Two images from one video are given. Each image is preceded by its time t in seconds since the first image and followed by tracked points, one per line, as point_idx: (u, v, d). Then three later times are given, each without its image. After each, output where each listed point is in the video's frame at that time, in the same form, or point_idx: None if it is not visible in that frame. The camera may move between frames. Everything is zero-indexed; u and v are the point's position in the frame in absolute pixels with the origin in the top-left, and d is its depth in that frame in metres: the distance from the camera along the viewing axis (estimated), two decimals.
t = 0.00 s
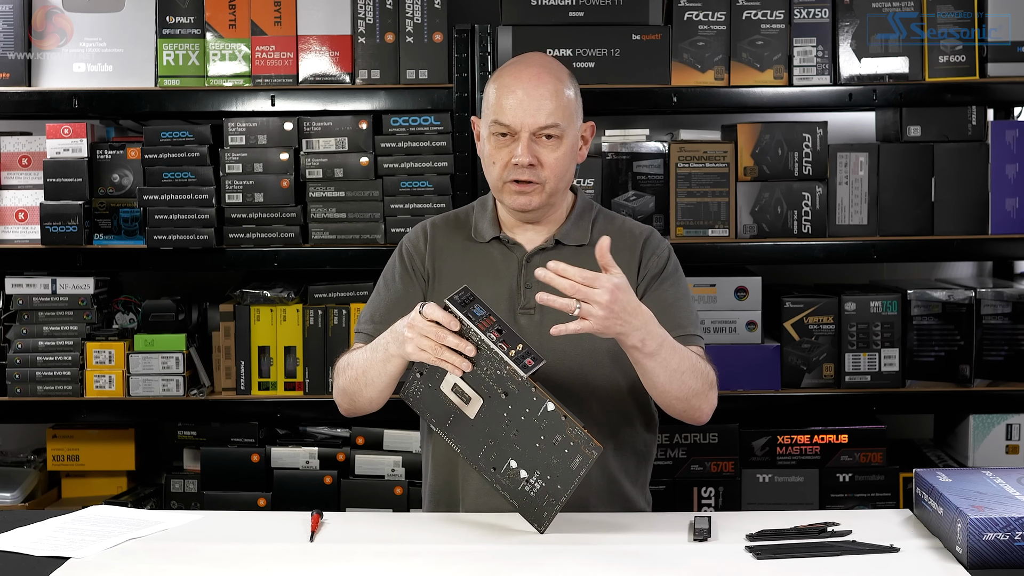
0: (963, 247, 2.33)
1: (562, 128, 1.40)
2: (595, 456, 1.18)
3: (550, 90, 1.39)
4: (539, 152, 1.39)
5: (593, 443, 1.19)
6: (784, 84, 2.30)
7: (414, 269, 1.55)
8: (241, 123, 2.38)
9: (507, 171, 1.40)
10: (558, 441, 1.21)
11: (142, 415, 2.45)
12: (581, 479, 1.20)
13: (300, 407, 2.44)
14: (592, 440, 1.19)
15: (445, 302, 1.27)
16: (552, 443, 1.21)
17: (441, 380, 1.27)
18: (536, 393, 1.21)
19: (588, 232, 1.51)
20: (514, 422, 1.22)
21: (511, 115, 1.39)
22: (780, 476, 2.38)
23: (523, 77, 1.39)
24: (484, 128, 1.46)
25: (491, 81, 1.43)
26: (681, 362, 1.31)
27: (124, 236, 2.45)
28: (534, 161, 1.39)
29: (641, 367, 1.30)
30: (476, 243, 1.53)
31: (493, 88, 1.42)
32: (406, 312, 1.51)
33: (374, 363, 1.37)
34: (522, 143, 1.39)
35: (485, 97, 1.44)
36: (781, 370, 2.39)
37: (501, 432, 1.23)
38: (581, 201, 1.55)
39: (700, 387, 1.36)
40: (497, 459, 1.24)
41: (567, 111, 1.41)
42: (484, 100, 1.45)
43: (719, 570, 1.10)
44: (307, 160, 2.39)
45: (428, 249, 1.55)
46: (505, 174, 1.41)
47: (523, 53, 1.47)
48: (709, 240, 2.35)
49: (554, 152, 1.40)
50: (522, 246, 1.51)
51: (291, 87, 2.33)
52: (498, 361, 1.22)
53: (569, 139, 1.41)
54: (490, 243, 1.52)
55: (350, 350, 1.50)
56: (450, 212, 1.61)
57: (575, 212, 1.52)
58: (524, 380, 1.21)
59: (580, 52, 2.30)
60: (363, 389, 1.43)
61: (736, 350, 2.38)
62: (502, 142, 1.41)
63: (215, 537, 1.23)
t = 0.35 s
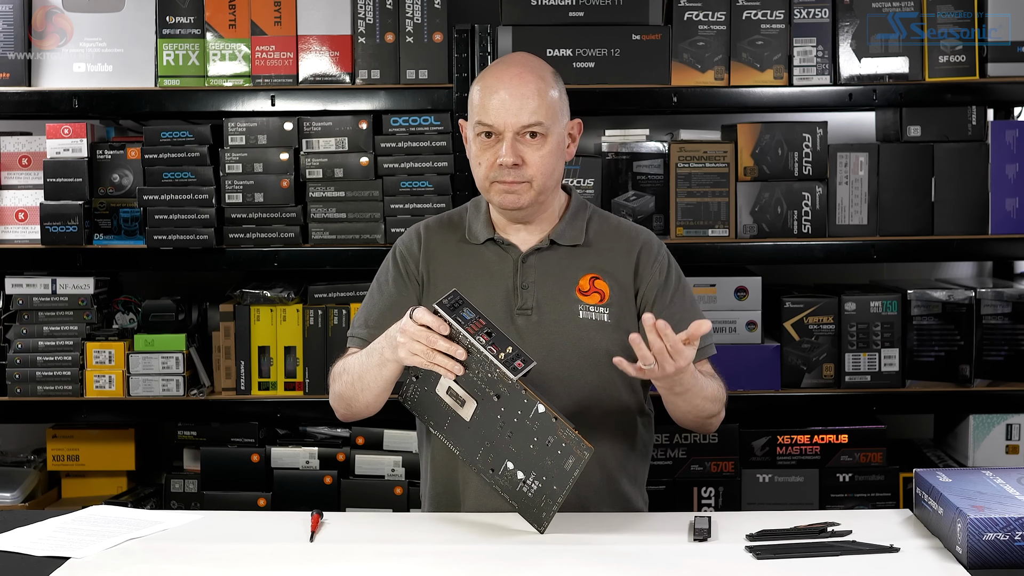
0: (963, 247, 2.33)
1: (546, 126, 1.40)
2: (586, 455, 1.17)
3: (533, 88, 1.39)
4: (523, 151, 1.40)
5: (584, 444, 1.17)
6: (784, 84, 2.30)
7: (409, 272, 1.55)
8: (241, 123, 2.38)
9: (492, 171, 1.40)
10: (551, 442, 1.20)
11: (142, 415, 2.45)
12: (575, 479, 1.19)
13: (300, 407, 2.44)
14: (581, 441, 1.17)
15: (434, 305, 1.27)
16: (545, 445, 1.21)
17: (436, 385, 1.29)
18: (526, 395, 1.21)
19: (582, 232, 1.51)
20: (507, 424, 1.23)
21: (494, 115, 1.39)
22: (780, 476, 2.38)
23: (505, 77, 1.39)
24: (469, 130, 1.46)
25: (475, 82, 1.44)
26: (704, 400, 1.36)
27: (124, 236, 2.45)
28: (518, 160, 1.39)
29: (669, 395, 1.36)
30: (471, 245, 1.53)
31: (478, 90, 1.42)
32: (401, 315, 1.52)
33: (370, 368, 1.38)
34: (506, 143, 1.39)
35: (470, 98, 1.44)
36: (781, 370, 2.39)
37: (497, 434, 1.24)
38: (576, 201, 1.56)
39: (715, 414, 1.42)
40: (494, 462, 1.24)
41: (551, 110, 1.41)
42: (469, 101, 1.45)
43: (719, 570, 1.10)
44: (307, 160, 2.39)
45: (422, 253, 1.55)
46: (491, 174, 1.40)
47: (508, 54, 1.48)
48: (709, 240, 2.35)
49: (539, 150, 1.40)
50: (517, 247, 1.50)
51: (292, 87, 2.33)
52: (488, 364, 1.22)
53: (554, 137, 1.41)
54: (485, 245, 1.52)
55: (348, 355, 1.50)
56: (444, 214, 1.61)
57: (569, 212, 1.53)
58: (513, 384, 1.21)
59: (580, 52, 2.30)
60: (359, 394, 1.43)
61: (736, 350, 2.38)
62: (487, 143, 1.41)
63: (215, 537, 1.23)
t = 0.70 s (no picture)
0: (963, 247, 2.33)
1: (544, 136, 1.39)
2: (586, 435, 1.17)
3: (533, 98, 1.38)
4: (519, 160, 1.39)
5: (582, 423, 1.18)
6: (784, 85, 2.30)
7: (405, 274, 1.55)
8: (241, 123, 2.38)
9: (489, 178, 1.39)
10: (548, 428, 1.20)
11: (142, 415, 2.45)
12: (575, 465, 1.19)
13: (300, 407, 2.44)
14: (580, 420, 1.18)
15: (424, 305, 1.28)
16: (544, 432, 1.21)
17: (430, 390, 1.28)
18: (522, 380, 1.21)
19: (582, 235, 1.51)
20: (504, 418, 1.23)
21: (492, 122, 1.38)
22: (780, 476, 2.38)
23: (505, 85, 1.38)
24: (469, 134, 1.45)
25: (477, 86, 1.42)
26: (683, 397, 1.39)
27: (124, 236, 2.45)
28: (515, 169, 1.38)
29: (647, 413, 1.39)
30: (469, 246, 1.52)
31: (478, 96, 1.40)
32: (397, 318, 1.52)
33: (362, 375, 1.38)
34: (504, 151, 1.38)
35: (470, 102, 1.43)
36: (781, 370, 2.39)
37: (494, 432, 1.24)
38: (575, 202, 1.56)
39: (703, 412, 1.44)
40: (493, 462, 1.24)
41: (551, 119, 1.40)
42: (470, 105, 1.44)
43: (719, 570, 1.10)
44: (307, 160, 2.39)
45: (419, 254, 1.54)
46: (487, 180, 1.40)
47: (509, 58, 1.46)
48: (709, 240, 2.35)
49: (536, 160, 1.40)
50: (517, 249, 1.50)
51: (291, 87, 2.33)
52: (482, 355, 1.22)
53: (552, 146, 1.41)
54: (484, 246, 1.51)
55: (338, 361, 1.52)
56: (440, 214, 1.61)
57: (569, 214, 1.53)
58: (509, 370, 1.21)
59: (580, 52, 2.30)
60: (351, 398, 1.43)
61: (736, 350, 2.38)
62: (485, 150, 1.40)
63: (215, 537, 1.23)
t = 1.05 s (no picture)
0: (963, 247, 2.33)
1: (549, 136, 1.39)
2: (579, 435, 1.15)
3: (540, 97, 1.38)
4: (523, 158, 1.39)
5: (575, 423, 1.15)
6: (784, 85, 2.30)
7: (405, 272, 1.55)
8: (241, 123, 2.38)
9: (493, 176, 1.40)
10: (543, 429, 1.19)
11: (142, 416, 2.45)
12: (571, 466, 1.17)
13: (300, 407, 2.44)
14: (573, 420, 1.15)
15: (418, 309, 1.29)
16: (538, 433, 1.20)
17: (426, 394, 1.29)
18: (514, 383, 1.20)
19: (582, 232, 1.50)
20: (500, 420, 1.23)
21: (499, 120, 1.38)
22: (780, 476, 2.38)
23: (513, 83, 1.39)
24: (475, 132, 1.45)
25: (485, 84, 1.43)
26: (628, 360, 1.31)
27: (124, 236, 2.45)
28: (519, 167, 1.38)
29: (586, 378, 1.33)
30: (469, 244, 1.52)
31: (487, 94, 1.41)
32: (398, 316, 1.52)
33: (361, 377, 1.38)
34: (508, 149, 1.38)
35: (478, 100, 1.43)
36: (781, 370, 2.39)
37: (491, 434, 1.24)
38: (578, 200, 1.55)
39: (661, 386, 1.34)
40: (491, 464, 1.24)
41: (556, 118, 1.40)
42: (478, 103, 1.44)
43: (719, 570, 1.10)
44: (307, 160, 2.39)
45: (420, 252, 1.55)
46: (492, 178, 1.40)
47: (519, 57, 1.46)
48: (709, 240, 2.35)
49: (541, 159, 1.40)
50: (517, 245, 1.50)
51: (291, 87, 2.33)
52: (475, 358, 1.21)
53: (557, 146, 1.41)
54: (484, 244, 1.51)
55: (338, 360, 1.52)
56: (441, 213, 1.60)
57: (569, 213, 1.52)
58: (501, 373, 1.20)
59: (580, 52, 2.30)
60: (351, 398, 1.43)
61: (735, 350, 2.38)
62: (491, 148, 1.41)
63: (215, 537, 1.23)
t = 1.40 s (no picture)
0: (963, 247, 2.33)
1: (547, 134, 1.39)
2: (586, 433, 1.18)
3: (538, 95, 1.38)
4: (522, 156, 1.39)
5: (582, 420, 1.19)
6: (784, 85, 2.30)
7: (404, 273, 1.55)
8: (241, 123, 2.38)
9: (491, 174, 1.40)
10: (548, 426, 1.21)
11: (142, 416, 2.45)
12: (575, 463, 1.19)
13: (300, 407, 2.43)
14: (579, 417, 1.19)
15: (422, 306, 1.29)
16: (543, 431, 1.21)
17: (427, 392, 1.28)
18: (520, 379, 1.22)
19: (580, 232, 1.50)
20: (503, 418, 1.23)
21: (497, 119, 1.39)
22: (780, 476, 2.38)
23: (510, 82, 1.39)
24: (473, 132, 1.45)
25: (482, 85, 1.43)
26: (613, 359, 1.32)
27: (124, 236, 2.45)
28: (518, 165, 1.39)
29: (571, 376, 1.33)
30: (468, 244, 1.52)
31: (484, 94, 1.41)
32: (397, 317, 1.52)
33: (362, 377, 1.38)
34: (506, 148, 1.38)
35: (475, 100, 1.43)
36: (781, 370, 2.39)
37: (493, 433, 1.24)
38: (577, 200, 1.55)
39: (647, 384, 1.34)
40: (492, 463, 1.24)
41: (554, 116, 1.40)
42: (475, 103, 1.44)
43: (718, 571, 1.10)
44: (307, 160, 2.39)
45: (419, 253, 1.54)
46: (490, 177, 1.41)
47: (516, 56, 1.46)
48: (709, 240, 2.35)
49: (539, 157, 1.40)
50: (515, 246, 1.51)
51: (291, 87, 2.33)
52: (481, 354, 1.23)
53: (555, 144, 1.41)
54: (483, 244, 1.52)
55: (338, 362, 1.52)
56: (441, 214, 1.61)
57: (568, 213, 1.52)
58: (508, 369, 1.22)
59: (580, 52, 2.30)
60: (352, 399, 1.43)
61: (735, 350, 2.38)
62: (489, 146, 1.41)
63: (215, 537, 1.23)
